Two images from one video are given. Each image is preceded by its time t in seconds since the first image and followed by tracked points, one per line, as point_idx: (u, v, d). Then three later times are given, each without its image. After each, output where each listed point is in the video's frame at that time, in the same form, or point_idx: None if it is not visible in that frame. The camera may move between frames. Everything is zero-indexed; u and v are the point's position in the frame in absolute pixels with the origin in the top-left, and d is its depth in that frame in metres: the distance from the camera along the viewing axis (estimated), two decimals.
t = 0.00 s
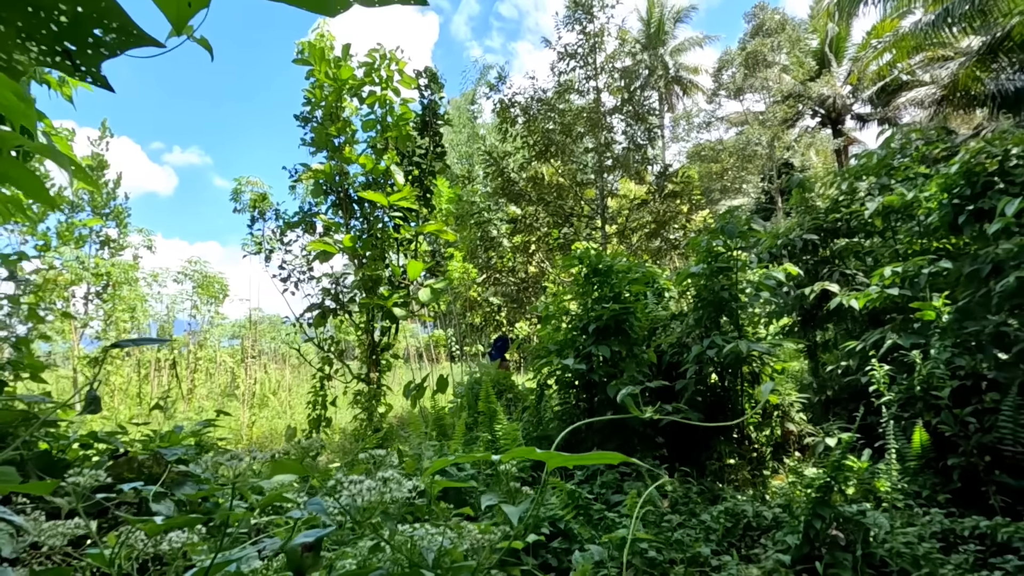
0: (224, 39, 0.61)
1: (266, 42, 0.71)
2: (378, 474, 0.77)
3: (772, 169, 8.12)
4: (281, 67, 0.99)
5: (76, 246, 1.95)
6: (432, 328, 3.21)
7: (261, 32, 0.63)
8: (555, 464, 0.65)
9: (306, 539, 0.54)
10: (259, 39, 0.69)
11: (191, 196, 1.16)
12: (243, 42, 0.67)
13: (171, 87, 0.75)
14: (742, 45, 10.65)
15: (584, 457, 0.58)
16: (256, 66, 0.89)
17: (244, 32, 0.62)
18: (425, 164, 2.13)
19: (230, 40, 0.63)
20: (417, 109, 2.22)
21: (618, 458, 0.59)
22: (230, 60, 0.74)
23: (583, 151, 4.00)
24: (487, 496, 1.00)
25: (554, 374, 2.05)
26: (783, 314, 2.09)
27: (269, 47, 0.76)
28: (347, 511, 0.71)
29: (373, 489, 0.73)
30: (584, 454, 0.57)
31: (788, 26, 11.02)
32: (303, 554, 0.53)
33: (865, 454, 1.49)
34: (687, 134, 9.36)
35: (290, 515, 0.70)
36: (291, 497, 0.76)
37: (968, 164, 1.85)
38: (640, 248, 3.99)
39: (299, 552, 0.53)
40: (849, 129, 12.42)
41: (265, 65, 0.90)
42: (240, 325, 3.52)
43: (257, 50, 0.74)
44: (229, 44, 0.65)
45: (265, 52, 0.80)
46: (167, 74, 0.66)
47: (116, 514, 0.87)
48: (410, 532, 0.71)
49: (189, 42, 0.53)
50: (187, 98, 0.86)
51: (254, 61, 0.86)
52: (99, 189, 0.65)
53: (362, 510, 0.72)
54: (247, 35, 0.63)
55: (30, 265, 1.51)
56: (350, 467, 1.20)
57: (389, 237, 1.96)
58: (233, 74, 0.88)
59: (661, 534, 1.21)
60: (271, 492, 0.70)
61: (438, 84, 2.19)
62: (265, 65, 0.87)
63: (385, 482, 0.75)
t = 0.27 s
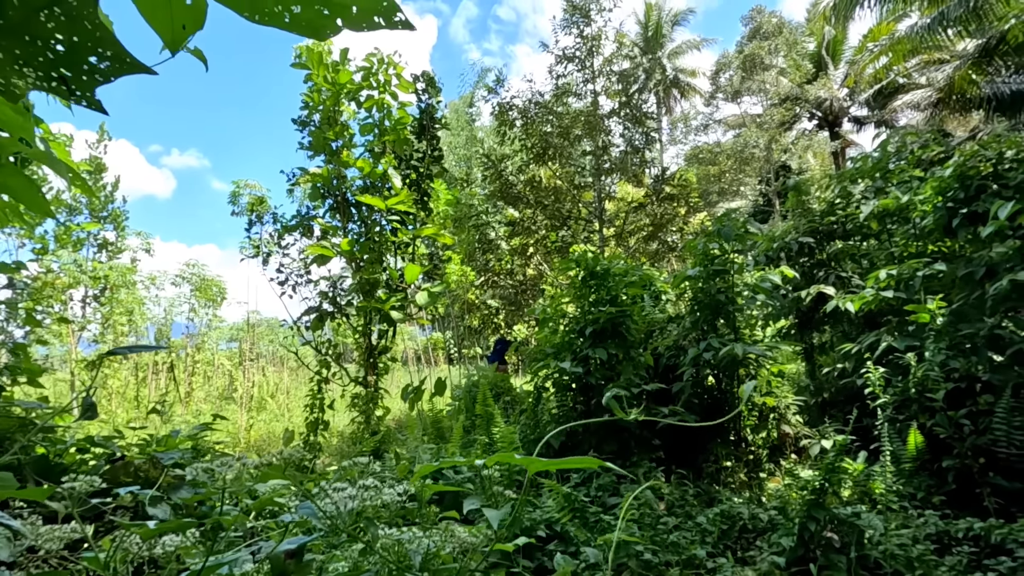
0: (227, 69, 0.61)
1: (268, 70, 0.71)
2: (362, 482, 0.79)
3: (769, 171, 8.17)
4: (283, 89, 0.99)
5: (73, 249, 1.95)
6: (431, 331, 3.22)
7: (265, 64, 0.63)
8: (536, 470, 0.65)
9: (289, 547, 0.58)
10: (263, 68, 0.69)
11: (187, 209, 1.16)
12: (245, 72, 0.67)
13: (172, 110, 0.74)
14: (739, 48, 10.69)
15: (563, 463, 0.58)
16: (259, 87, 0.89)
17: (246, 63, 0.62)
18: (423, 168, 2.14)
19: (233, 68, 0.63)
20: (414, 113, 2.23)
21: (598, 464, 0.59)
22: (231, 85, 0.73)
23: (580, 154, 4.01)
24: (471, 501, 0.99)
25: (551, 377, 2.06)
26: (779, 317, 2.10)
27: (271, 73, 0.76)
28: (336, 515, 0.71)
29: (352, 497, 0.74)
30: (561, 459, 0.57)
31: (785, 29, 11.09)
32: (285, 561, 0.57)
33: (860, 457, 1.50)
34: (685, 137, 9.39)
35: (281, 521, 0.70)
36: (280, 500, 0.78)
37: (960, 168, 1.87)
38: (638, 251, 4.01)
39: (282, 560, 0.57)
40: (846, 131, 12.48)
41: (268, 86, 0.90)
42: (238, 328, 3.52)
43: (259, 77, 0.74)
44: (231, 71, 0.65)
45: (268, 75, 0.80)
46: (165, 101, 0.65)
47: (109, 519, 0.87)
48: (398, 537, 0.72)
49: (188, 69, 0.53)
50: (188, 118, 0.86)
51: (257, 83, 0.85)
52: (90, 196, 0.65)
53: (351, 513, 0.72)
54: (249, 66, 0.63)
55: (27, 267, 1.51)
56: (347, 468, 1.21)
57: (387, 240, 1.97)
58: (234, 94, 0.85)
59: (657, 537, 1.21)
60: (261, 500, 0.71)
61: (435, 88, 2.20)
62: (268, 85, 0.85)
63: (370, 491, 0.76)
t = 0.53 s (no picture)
0: (222, 75, 0.61)
1: (265, 75, 0.71)
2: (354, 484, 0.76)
3: (768, 173, 8.19)
4: (280, 90, 0.99)
5: (72, 252, 1.95)
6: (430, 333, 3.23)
7: (262, 70, 0.63)
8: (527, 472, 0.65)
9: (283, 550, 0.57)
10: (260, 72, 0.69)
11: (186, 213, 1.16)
12: (241, 77, 0.67)
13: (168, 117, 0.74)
14: (737, 50, 10.71)
15: (550, 465, 0.59)
16: (255, 89, 0.88)
17: (243, 69, 0.62)
18: (421, 170, 2.14)
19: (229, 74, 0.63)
20: (412, 115, 2.23)
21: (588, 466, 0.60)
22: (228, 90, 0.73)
23: (579, 156, 4.01)
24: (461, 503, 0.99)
25: (549, 379, 2.06)
26: (777, 318, 2.11)
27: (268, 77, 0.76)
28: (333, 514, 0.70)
29: (346, 500, 0.73)
30: (548, 462, 0.58)
31: (783, 31, 11.13)
32: (280, 563, 0.57)
33: (858, 458, 1.50)
34: (684, 139, 9.40)
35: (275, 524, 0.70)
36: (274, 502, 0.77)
37: (957, 170, 1.87)
38: (637, 252, 4.01)
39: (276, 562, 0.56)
40: (844, 133, 12.52)
41: (265, 88, 0.89)
42: (237, 330, 3.52)
43: (256, 81, 0.74)
44: (227, 77, 0.64)
45: (264, 78, 0.80)
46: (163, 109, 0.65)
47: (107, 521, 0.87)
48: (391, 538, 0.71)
49: (186, 76, 0.52)
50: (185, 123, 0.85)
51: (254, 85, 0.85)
52: (90, 199, 0.65)
53: (345, 516, 0.71)
54: (246, 71, 0.62)
55: (26, 271, 1.51)
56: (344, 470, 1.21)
57: (385, 243, 1.97)
58: (231, 100, 0.85)
59: (655, 539, 1.22)
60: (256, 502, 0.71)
61: (433, 90, 2.20)
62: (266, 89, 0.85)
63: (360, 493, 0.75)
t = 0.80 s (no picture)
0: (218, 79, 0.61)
1: (259, 76, 0.71)
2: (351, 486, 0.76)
3: (766, 174, 8.20)
4: (278, 95, 0.99)
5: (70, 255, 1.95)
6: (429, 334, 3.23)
7: (257, 76, 0.63)
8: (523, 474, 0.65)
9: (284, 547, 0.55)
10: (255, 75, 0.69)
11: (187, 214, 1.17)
12: (236, 82, 0.67)
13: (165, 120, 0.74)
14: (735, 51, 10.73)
15: (548, 466, 0.60)
16: (251, 92, 0.88)
17: (238, 73, 0.62)
18: (419, 172, 2.14)
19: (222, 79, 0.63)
20: (410, 117, 2.23)
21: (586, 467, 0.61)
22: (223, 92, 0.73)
23: (578, 157, 4.02)
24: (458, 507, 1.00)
25: (547, 380, 2.06)
26: (775, 319, 2.11)
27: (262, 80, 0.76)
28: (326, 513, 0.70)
29: (341, 502, 0.72)
30: (545, 462, 0.59)
31: (781, 32, 11.16)
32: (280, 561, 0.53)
33: (856, 458, 1.50)
34: (683, 140, 9.37)
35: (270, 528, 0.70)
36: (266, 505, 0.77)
37: (954, 171, 1.87)
38: (636, 253, 4.01)
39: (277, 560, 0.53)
40: (842, 133, 12.55)
41: (261, 91, 0.89)
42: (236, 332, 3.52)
43: (253, 88, 0.74)
44: (221, 82, 0.64)
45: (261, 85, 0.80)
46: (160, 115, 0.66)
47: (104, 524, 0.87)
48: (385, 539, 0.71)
49: (181, 87, 0.53)
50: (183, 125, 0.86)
51: (248, 88, 0.85)
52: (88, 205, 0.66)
53: (342, 518, 0.71)
54: (241, 77, 0.63)
55: (25, 273, 1.51)
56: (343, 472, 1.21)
57: (383, 244, 1.97)
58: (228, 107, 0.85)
59: (653, 540, 1.22)
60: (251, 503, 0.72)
61: (431, 92, 2.20)
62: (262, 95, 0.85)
63: (356, 494, 0.75)
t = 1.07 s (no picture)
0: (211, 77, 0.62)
1: (255, 75, 0.70)
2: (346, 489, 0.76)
3: (765, 173, 8.19)
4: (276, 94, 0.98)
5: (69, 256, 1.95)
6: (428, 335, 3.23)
7: (252, 73, 0.62)
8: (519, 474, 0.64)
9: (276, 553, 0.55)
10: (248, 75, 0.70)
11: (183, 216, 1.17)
12: (231, 82, 0.66)
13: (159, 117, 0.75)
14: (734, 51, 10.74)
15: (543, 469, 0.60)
16: (247, 91, 0.87)
17: (231, 73, 0.63)
18: (418, 172, 2.14)
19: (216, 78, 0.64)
20: (409, 117, 2.23)
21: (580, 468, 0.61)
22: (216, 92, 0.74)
23: (577, 157, 4.03)
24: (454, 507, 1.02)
25: (547, 380, 2.06)
26: (774, 319, 2.11)
27: (257, 82, 0.77)
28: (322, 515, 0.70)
29: (337, 503, 0.72)
30: (540, 464, 0.59)
31: (779, 32, 11.17)
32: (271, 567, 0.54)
33: (855, 457, 1.50)
34: (682, 139, 9.37)
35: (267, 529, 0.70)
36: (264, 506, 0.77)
37: (952, 170, 1.87)
38: (635, 253, 4.01)
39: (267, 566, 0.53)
40: (841, 133, 12.55)
41: (257, 90, 0.88)
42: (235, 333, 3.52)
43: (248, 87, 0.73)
44: (216, 81, 0.64)
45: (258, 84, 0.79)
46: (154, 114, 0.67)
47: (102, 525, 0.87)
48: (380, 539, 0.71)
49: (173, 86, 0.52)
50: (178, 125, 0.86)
51: (244, 88, 0.85)
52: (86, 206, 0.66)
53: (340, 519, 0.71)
54: (235, 76, 0.63)
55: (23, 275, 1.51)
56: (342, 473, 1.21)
57: (382, 245, 1.97)
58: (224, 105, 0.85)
59: (653, 540, 1.22)
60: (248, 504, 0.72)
61: (430, 92, 2.20)
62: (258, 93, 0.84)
63: (354, 495, 0.75)
